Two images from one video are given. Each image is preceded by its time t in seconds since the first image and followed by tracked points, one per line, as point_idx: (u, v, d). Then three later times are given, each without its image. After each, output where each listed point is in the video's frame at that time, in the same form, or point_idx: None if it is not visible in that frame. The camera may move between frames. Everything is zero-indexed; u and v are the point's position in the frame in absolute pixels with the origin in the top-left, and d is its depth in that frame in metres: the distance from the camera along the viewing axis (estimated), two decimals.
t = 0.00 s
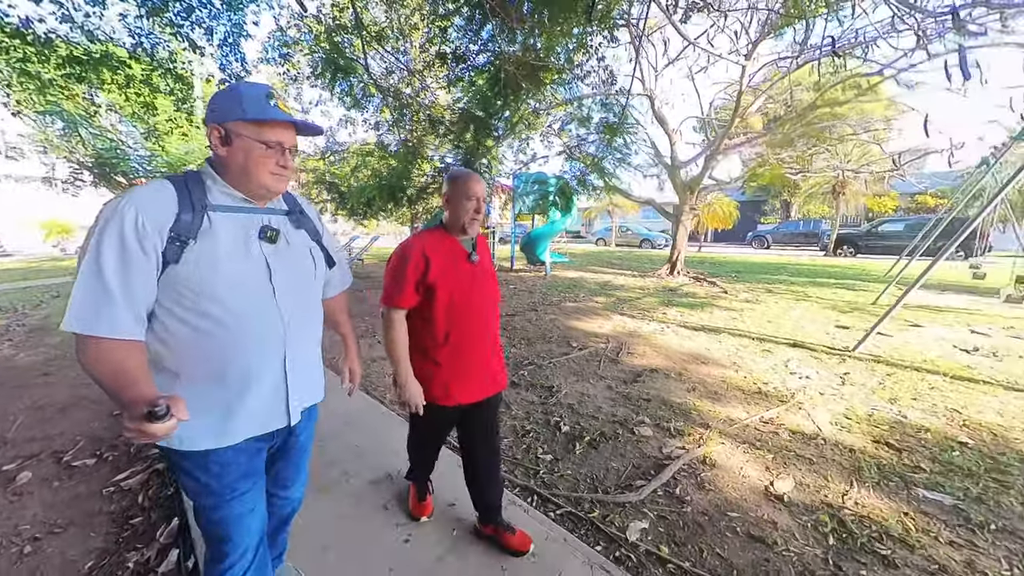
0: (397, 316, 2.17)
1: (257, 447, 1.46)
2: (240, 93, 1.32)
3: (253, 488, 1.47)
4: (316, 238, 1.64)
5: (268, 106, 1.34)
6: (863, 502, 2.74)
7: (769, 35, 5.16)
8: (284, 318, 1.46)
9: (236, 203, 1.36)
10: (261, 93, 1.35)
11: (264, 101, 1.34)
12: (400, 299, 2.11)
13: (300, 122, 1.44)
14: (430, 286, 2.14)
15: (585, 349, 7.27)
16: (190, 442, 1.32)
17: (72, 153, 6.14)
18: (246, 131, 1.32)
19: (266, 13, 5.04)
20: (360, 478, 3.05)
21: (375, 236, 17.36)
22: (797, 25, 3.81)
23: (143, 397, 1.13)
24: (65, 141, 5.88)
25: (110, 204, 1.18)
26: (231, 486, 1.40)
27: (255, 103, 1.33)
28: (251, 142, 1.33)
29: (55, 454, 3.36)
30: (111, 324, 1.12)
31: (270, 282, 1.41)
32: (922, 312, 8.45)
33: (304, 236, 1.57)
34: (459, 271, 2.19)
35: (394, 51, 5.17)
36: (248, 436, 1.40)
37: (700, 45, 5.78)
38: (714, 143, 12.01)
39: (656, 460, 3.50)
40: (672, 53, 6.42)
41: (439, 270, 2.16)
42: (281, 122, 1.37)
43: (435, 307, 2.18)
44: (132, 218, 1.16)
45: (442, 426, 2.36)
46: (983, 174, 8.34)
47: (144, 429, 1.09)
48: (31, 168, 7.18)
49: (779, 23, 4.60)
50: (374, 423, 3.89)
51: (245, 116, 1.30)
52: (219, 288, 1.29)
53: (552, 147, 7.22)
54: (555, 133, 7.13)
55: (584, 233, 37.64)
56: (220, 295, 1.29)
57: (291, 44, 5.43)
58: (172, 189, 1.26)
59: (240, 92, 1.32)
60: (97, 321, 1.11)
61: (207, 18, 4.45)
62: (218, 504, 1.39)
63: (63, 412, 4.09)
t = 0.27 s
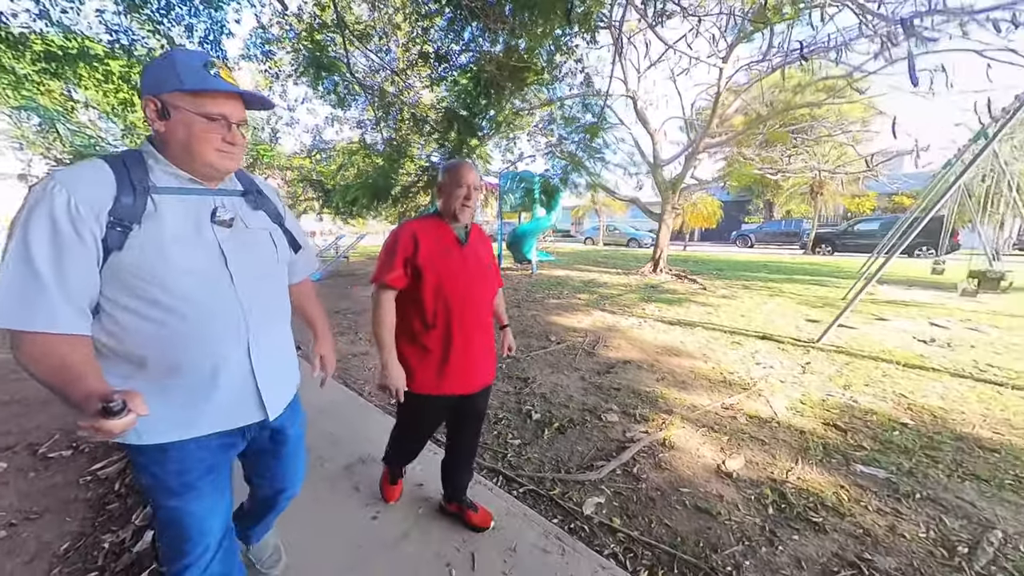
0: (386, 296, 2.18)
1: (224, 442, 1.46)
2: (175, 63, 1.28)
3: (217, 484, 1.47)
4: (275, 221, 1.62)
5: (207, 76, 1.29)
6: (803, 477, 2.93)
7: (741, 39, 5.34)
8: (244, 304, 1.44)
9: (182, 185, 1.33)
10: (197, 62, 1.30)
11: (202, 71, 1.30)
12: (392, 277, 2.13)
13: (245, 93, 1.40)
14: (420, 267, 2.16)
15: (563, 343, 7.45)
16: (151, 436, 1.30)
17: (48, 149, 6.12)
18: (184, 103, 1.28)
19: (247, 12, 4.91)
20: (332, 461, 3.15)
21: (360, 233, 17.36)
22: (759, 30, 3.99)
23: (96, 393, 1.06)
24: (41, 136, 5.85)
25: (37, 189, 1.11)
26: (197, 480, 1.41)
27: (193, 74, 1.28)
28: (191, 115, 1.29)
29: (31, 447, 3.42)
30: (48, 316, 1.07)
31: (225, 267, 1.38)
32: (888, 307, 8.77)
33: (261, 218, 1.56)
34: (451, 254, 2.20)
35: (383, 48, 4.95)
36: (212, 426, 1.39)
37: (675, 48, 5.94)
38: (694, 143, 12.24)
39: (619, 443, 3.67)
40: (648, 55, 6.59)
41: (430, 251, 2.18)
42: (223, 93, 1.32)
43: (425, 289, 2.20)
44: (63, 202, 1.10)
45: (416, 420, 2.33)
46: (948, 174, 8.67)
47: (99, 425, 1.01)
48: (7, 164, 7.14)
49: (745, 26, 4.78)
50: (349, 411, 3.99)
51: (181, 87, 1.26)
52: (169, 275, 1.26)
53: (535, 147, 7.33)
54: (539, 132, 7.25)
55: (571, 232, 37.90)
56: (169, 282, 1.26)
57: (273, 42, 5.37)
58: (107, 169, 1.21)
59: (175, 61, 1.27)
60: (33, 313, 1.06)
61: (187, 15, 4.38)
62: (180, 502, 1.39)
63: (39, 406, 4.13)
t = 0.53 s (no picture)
0: (373, 289, 2.11)
1: (190, 440, 1.39)
2: (125, 38, 1.19)
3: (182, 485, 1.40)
4: (243, 212, 1.53)
5: (162, 54, 1.22)
6: (759, 460, 3.07)
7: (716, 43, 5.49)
8: (207, 299, 1.36)
9: (138, 173, 1.26)
10: (151, 39, 1.22)
11: (157, 49, 1.22)
12: (377, 269, 2.06)
13: (206, 74, 1.32)
14: (405, 258, 2.09)
15: (544, 338, 7.57)
16: (106, 435, 1.25)
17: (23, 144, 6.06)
18: (137, 84, 1.20)
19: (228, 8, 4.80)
20: (307, 452, 3.20)
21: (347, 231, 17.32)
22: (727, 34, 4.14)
23: (48, 396, 1.05)
24: (16, 131, 5.80)
25: None
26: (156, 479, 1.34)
27: (146, 51, 1.20)
28: (145, 96, 1.21)
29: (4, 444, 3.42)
30: None
31: (185, 259, 1.31)
32: (860, 302, 9.05)
33: (227, 209, 1.47)
34: (437, 244, 2.14)
35: (368, 47, 4.91)
36: (172, 427, 1.32)
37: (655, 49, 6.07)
38: (677, 143, 12.42)
39: (589, 432, 3.78)
40: (628, 56, 6.71)
41: (416, 242, 2.11)
42: (180, 73, 1.25)
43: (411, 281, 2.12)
44: (5, 191, 1.06)
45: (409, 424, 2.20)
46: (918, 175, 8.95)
47: (48, 428, 1.00)
48: None
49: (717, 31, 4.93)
50: (326, 404, 4.04)
51: (133, 65, 1.18)
52: (123, 268, 1.19)
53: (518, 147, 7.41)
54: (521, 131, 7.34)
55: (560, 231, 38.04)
56: (123, 275, 1.19)
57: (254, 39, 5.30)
58: (56, 159, 1.15)
59: (126, 37, 1.19)
60: None
61: (163, 12, 4.20)
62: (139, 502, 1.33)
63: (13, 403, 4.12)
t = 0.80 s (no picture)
0: (359, 296, 2.00)
1: (168, 454, 1.31)
2: (115, 44, 1.14)
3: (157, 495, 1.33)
4: (237, 219, 1.46)
5: (152, 59, 1.16)
6: (723, 450, 3.20)
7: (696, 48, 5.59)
8: (193, 308, 1.28)
9: (127, 178, 1.20)
10: (142, 44, 1.17)
11: (147, 54, 1.16)
12: (363, 276, 1.94)
13: (198, 81, 1.26)
14: (393, 265, 1.97)
15: (527, 337, 7.67)
16: (84, 447, 1.18)
17: None
18: (124, 89, 1.15)
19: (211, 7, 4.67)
20: (286, 449, 3.25)
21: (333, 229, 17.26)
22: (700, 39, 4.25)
23: (24, 404, 0.97)
24: None
25: None
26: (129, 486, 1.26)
27: (135, 57, 1.15)
28: (132, 102, 1.16)
29: None
30: None
31: (173, 268, 1.24)
32: (836, 300, 9.29)
33: (219, 215, 1.40)
34: (427, 251, 2.01)
35: (354, 47, 4.87)
36: (151, 442, 1.24)
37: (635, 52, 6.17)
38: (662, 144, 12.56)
39: (565, 427, 3.89)
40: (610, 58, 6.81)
41: (405, 248, 1.99)
42: (170, 79, 1.19)
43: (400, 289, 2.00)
44: None
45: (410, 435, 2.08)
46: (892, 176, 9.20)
47: (32, 438, 0.93)
48: None
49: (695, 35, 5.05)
50: (307, 402, 4.08)
51: (122, 71, 1.12)
52: (105, 274, 1.12)
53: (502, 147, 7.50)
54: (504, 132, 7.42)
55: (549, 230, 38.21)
56: (106, 282, 1.12)
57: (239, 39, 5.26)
58: (41, 162, 1.09)
59: (115, 43, 1.14)
60: None
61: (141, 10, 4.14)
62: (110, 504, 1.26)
63: None
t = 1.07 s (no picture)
0: (356, 306, 1.96)
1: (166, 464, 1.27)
2: (137, 52, 1.16)
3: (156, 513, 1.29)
4: (246, 225, 1.45)
5: (172, 67, 1.17)
6: (688, 442, 3.34)
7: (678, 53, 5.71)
8: (201, 312, 1.26)
9: (142, 182, 1.18)
10: (165, 55, 1.19)
11: (168, 63, 1.18)
12: (363, 285, 1.91)
13: (216, 91, 1.26)
14: (394, 273, 1.95)
15: (510, 335, 7.79)
16: (81, 454, 1.13)
17: None
18: (142, 95, 1.15)
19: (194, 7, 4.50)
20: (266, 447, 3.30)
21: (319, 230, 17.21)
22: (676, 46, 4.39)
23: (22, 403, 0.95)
24: None
25: None
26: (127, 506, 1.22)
27: (155, 64, 1.16)
28: (148, 107, 1.16)
29: None
30: None
31: (183, 271, 1.22)
32: (811, 298, 9.54)
33: (228, 222, 1.38)
34: (428, 259, 2.01)
35: (340, 47, 4.67)
36: (151, 450, 1.20)
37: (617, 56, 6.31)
38: (647, 145, 12.71)
39: (541, 422, 4.01)
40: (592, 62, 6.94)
41: (405, 256, 1.97)
42: (188, 87, 1.19)
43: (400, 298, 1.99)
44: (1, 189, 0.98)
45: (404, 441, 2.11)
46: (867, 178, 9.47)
47: (23, 437, 0.91)
48: None
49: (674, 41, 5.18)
50: (289, 400, 4.14)
51: (140, 76, 1.13)
52: (116, 275, 1.10)
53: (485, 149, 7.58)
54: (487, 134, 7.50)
55: (538, 231, 38.39)
56: (116, 283, 1.10)
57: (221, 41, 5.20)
58: (58, 163, 1.08)
59: (138, 52, 1.16)
60: None
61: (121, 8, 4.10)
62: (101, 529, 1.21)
63: None
